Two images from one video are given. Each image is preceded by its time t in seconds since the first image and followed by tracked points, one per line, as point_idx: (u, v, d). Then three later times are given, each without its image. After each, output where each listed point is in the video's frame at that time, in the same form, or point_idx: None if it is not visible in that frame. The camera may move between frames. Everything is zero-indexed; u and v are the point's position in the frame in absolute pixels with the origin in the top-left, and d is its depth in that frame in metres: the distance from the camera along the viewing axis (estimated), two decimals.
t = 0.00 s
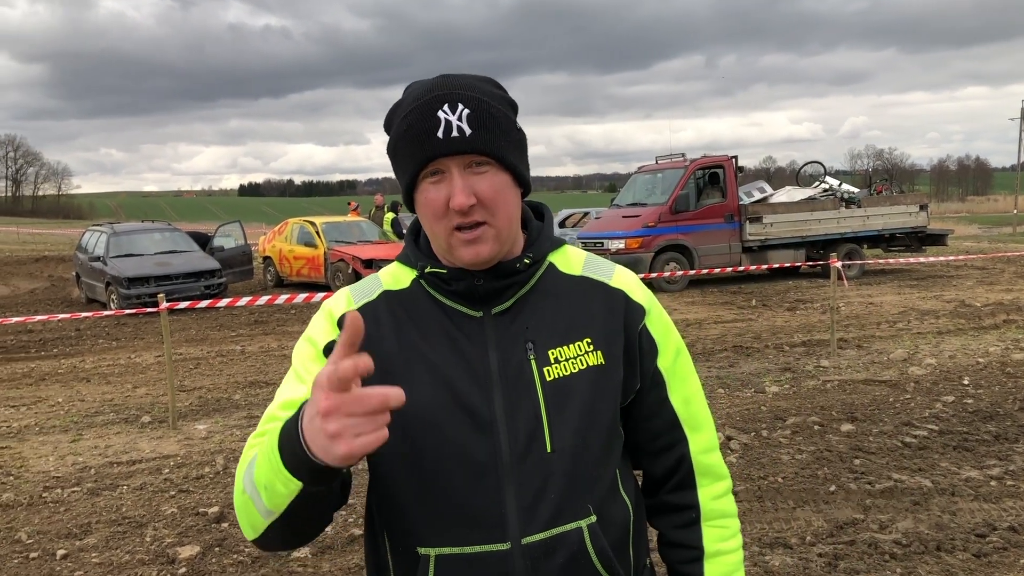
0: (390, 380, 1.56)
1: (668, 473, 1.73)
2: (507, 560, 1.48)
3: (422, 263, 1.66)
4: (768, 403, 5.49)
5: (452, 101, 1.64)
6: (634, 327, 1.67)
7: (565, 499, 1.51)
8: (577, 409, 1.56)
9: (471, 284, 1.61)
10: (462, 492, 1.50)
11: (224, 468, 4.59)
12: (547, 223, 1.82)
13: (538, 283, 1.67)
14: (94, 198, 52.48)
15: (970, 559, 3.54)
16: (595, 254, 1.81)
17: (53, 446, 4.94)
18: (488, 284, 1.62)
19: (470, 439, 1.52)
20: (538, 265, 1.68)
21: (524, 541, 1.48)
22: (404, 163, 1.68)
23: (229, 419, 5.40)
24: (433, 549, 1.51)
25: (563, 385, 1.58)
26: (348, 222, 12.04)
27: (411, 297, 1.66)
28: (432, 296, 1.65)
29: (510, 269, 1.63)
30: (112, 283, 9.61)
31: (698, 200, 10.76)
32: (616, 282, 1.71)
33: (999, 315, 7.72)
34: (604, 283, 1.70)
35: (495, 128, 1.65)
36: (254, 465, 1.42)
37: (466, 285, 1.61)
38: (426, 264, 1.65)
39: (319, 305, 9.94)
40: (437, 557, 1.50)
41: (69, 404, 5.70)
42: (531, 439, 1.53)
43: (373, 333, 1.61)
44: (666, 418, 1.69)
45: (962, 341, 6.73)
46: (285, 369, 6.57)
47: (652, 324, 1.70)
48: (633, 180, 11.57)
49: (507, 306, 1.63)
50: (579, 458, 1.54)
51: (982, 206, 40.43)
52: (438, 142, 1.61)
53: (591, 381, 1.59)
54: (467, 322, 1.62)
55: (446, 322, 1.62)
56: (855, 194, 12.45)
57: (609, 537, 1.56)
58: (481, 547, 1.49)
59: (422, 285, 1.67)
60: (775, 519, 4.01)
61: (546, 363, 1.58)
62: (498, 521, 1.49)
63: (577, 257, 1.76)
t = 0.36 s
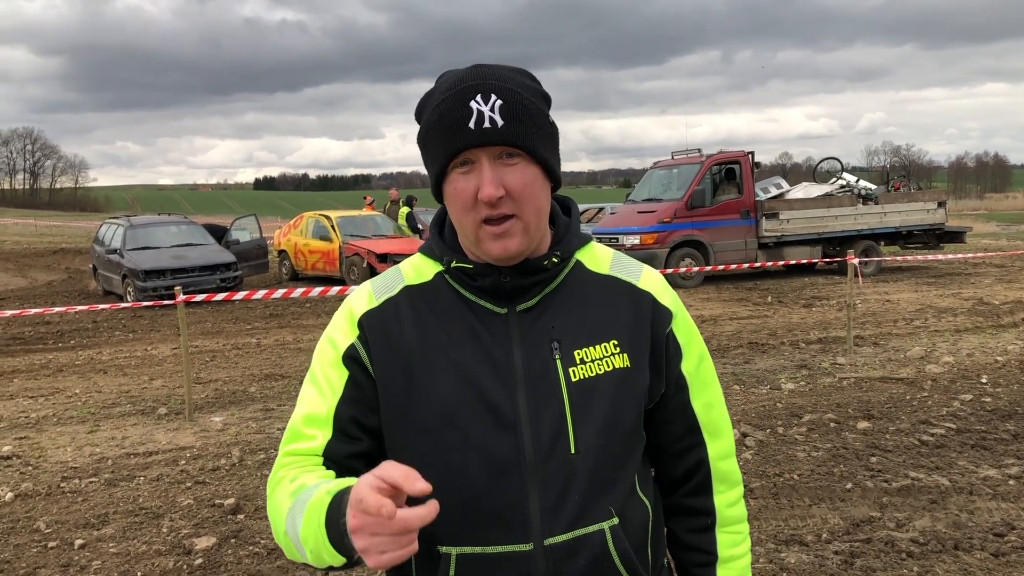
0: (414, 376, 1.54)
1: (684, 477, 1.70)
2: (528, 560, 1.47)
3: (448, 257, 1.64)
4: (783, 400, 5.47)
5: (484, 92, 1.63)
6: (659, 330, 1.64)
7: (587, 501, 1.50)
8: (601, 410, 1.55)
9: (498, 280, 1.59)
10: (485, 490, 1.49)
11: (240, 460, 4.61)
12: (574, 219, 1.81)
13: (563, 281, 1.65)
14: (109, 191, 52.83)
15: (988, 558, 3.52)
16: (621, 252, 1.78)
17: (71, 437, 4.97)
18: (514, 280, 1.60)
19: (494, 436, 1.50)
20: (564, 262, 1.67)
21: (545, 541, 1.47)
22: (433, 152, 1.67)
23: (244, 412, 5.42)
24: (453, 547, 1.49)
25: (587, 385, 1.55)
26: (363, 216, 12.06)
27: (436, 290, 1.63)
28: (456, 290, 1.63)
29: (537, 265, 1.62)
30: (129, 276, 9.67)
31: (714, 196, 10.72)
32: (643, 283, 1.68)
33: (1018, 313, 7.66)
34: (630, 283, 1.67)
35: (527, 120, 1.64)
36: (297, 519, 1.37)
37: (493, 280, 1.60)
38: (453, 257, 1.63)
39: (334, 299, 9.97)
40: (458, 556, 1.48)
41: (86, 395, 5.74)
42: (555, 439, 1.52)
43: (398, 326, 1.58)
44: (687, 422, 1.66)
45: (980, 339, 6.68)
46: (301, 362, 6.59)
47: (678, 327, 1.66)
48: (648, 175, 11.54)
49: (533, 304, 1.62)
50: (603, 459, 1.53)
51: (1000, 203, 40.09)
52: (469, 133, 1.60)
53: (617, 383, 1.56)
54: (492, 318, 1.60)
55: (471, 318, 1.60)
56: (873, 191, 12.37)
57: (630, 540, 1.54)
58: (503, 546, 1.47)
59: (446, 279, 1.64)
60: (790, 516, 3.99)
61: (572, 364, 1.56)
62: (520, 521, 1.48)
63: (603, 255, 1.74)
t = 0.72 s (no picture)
0: (431, 371, 1.54)
1: (712, 472, 1.65)
2: (545, 555, 1.45)
3: (465, 254, 1.62)
4: (797, 397, 5.45)
5: (496, 87, 1.58)
6: (679, 321, 1.59)
7: (606, 495, 1.47)
8: (619, 404, 1.52)
9: (514, 276, 1.57)
10: (502, 485, 1.48)
11: (255, 455, 4.63)
12: (595, 214, 1.75)
13: (583, 276, 1.62)
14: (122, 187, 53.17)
15: (1005, 558, 3.49)
16: (642, 245, 1.74)
17: (87, 431, 5.01)
18: (530, 276, 1.57)
19: (511, 431, 1.50)
20: (582, 256, 1.63)
21: (563, 535, 1.45)
22: (447, 148, 1.63)
23: (259, 406, 5.45)
24: (472, 541, 1.49)
25: (604, 379, 1.53)
26: (376, 212, 12.09)
27: (455, 289, 1.63)
28: (475, 287, 1.62)
29: (554, 261, 1.59)
30: (144, 271, 9.72)
31: (728, 193, 10.69)
32: (663, 275, 1.63)
33: None
34: (650, 276, 1.63)
35: (540, 113, 1.59)
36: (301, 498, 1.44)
37: (509, 276, 1.57)
38: (470, 255, 1.62)
39: (348, 295, 10.01)
40: (477, 550, 1.49)
41: (102, 389, 5.78)
42: (573, 432, 1.50)
43: (417, 325, 1.59)
44: (712, 415, 1.61)
45: (996, 337, 6.63)
46: (315, 357, 6.62)
47: (701, 318, 1.61)
48: (662, 172, 11.51)
49: (550, 299, 1.59)
50: (621, 453, 1.50)
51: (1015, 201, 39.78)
52: (482, 127, 1.56)
53: (635, 376, 1.53)
54: (510, 314, 1.58)
55: (489, 314, 1.58)
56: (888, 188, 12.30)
57: (651, 536, 1.51)
58: (521, 540, 1.46)
59: (465, 278, 1.64)
60: (805, 514, 3.97)
61: (589, 359, 1.54)
62: (537, 515, 1.46)
63: (624, 248, 1.70)
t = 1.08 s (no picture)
0: (452, 369, 1.54)
1: (733, 478, 1.64)
2: (563, 556, 1.43)
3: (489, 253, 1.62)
4: (810, 398, 5.43)
5: (527, 85, 1.59)
6: (704, 324, 1.58)
7: (626, 498, 1.45)
8: (640, 405, 1.50)
9: (536, 275, 1.56)
10: (522, 484, 1.47)
11: (267, 454, 4.64)
12: (620, 214, 1.74)
13: (606, 277, 1.61)
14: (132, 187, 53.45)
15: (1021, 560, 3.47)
16: (668, 247, 1.73)
17: (100, 430, 5.03)
18: (553, 276, 1.56)
19: (532, 430, 1.49)
20: (606, 257, 1.62)
21: (582, 537, 1.43)
22: (475, 145, 1.64)
23: (271, 406, 5.46)
24: (491, 541, 1.48)
25: (626, 380, 1.51)
26: (386, 212, 12.10)
27: (476, 287, 1.63)
28: (499, 287, 1.61)
29: (578, 261, 1.58)
30: (156, 271, 9.75)
31: (739, 193, 10.67)
32: (687, 277, 1.62)
33: None
34: (674, 278, 1.61)
35: (570, 113, 1.59)
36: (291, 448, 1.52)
37: (531, 275, 1.56)
38: (494, 254, 1.62)
39: (358, 295, 10.03)
40: (495, 550, 1.47)
41: (115, 389, 5.80)
42: (593, 433, 1.48)
43: (437, 323, 1.59)
44: (736, 420, 1.60)
45: (1010, 337, 6.59)
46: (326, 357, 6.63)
47: (725, 322, 1.60)
48: (673, 172, 11.49)
49: (573, 300, 1.58)
50: (643, 455, 1.48)
51: None
52: (511, 125, 1.56)
53: (657, 378, 1.52)
54: (533, 314, 1.57)
55: (511, 314, 1.58)
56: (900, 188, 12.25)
57: (671, 540, 1.48)
58: (540, 541, 1.45)
59: (488, 277, 1.63)
60: (818, 515, 3.95)
61: (611, 359, 1.53)
62: (556, 516, 1.45)
63: (649, 250, 1.69)
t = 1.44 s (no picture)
0: (465, 370, 1.53)
1: (752, 480, 1.63)
2: (576, 559, 1.43)
3: (502, 255, 1.61)
4: (819, 401, 5.41)
5: (537, 92, 1.58)
6: (718, 327, 1.57)
7: (639, 502, 1.45)
8: (653, 409, 1.49)
9: (549, 278, 1.55)
10: (536, 486, 1.46)
11: (276, 456, 4.64)
12: (634, 215, 1.73)
13: (621, 278, 1.59)
14: (140, 190, 53.64)
15: None
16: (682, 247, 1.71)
17: (110, 432, 5.04)
18: (567, 278, 1.55)
19: (544, 432, 1.48)
20: (621, 259, 1.61)
21: (594, 541, 1.43)
22: (487, 152, 1.63)
23: (280, 408, 5.47)
24: (503, 543, 1.47)
25: (640, 383, 1.50)
26: (394, 214, 12.12)
27: (489, 288, 1.61)
28: (512, 287, 1.60)
29: (592, 263, 1.57)
30: (165, 273, 9.78)
31: (748, 195, 10.65)
32: (702, 279, 1.59)
33: None
34: (689, 280, 1.60)
35: (581, 120, 1.58)
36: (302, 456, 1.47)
37: (545, 278, 1.55)
38: (507, 255, 1.60)
39: (367, 297, 10.04)
40: (508, 552, 1.47)
41: (124, 391, 5.82)
42: (606, 436, 1.47)
43: (451, 323, 1.57)
44: (753, 423, 1.59)
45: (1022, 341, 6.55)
46: (334, 359, 6.64)
47: (741, 324, 1.58)
48: (681, 174, 11.48)
49: (587, 302, 1.57)
50: (655, 459, 1.47)
51: None
52: (522, 134, 1.55)
53: (671, 381, 1.50)
54: (546, 315, 1.56)
55: (525, 315, 1.56)
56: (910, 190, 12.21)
57: (682, 544, 1.48)
58: (553, 544, 1.44)
59: (502, 278, 1.62)
60: (828, 519, 3.93)
61: (624, 362, 1.51)
62: (569, 519, 1.44)
63: (664, 250, 1.67)
